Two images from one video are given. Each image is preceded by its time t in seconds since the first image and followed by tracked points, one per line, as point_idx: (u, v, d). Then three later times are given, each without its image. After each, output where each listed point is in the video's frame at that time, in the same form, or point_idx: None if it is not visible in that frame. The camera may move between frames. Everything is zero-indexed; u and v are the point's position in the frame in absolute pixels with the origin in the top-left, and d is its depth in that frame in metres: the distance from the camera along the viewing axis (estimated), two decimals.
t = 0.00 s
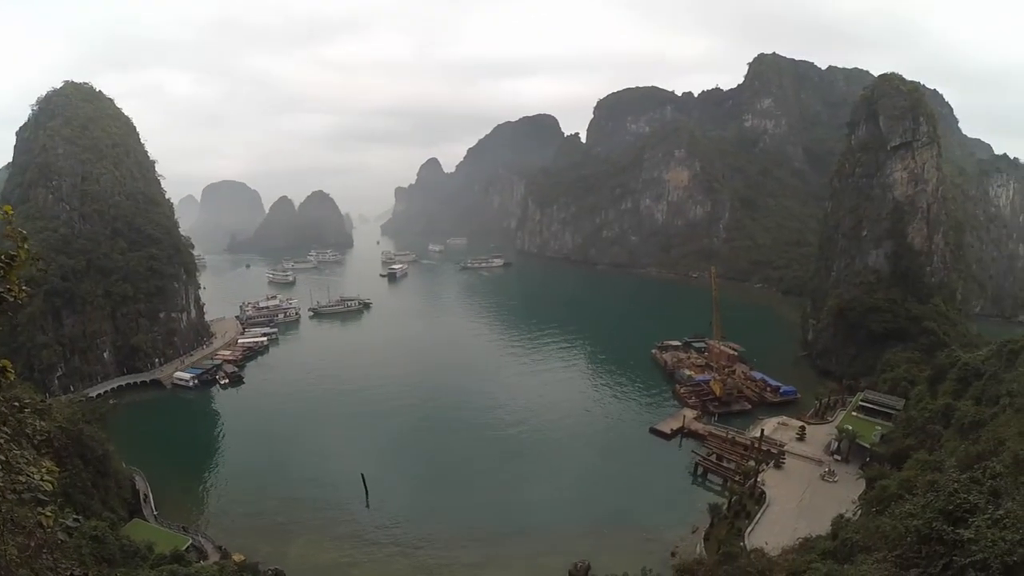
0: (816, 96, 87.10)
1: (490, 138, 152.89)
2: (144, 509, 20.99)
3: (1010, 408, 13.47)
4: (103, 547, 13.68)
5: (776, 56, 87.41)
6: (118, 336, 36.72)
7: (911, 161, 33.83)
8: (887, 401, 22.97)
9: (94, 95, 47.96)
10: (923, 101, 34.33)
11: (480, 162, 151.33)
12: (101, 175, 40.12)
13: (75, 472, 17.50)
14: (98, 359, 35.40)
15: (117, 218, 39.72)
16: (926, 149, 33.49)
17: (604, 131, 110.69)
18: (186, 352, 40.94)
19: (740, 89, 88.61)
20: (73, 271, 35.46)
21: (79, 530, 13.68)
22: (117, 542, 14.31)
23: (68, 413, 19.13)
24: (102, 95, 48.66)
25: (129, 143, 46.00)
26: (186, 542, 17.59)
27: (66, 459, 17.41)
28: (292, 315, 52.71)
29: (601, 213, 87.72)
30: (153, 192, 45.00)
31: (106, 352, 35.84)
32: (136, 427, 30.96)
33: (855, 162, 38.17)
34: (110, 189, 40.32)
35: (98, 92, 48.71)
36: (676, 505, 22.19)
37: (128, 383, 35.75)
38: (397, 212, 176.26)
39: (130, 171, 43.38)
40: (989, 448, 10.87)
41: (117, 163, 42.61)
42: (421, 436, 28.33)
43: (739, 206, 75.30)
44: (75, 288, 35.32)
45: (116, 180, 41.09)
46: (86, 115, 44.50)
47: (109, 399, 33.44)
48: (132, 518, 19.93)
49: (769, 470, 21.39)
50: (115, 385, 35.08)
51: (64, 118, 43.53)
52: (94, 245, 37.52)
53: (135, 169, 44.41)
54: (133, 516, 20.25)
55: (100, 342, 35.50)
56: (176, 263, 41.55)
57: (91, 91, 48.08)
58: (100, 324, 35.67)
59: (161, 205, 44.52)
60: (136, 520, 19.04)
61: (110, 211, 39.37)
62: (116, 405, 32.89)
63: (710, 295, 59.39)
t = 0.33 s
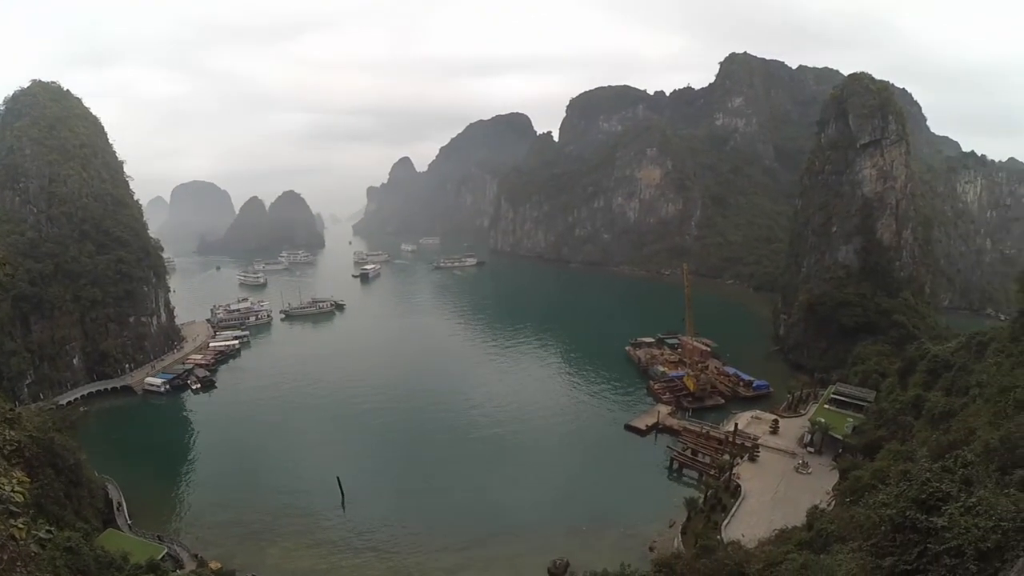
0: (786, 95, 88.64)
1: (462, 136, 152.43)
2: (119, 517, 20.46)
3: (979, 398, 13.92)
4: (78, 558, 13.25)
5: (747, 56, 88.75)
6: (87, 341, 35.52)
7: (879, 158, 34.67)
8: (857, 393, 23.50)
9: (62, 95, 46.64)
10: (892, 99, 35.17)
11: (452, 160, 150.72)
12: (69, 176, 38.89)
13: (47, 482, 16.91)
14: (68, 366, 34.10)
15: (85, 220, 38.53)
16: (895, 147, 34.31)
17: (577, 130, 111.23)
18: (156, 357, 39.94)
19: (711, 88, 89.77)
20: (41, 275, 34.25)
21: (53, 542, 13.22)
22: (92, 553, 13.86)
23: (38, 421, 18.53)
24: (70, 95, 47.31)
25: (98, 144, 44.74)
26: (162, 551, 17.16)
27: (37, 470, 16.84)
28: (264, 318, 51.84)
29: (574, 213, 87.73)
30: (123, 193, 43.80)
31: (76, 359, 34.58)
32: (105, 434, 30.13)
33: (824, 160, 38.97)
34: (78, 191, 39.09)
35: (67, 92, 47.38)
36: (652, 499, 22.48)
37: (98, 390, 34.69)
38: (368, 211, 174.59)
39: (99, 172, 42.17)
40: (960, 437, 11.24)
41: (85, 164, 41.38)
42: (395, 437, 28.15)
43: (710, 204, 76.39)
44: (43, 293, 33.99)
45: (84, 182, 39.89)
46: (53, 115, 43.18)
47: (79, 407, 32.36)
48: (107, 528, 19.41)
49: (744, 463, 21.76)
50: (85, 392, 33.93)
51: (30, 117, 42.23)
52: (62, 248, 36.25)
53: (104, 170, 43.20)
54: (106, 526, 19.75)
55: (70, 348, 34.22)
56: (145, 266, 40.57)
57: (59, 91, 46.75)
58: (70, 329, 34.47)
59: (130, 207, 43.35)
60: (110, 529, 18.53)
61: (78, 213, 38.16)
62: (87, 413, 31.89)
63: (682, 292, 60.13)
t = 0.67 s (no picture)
0: (754, 95, 90.19)
1: (433, 136, 151.68)
2: (91, 529, 19.79)
3: (947, 388, 14.37)
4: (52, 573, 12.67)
5: (715, 56, 90.14)
6: (54, 350, 34.20)
7: (846, 156, 35.56)
8: (828, 386, 23.99)
9: (27, 97, 45.10)
10: (858, 98, 36.04)
11: (423, 161, 149.81)
12: (33, 180, 37.37)
13: (17, 495, 16.20)
14: (35, 376, 32.61)
15: (51, 225, 37.14)
16: (861, 145, 35.25)
17: (547, 130, 111.63)
18: (124, 365, 38.69)
19: (680, 88, 90.94)
20: (6, 283, 32.61)
21: (25, 557, 12.59)
22: (67, 567, 13.28)
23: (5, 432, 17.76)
24: (35, 97, 45.71)
25: (62, 147, 43.33)
26: (138, 563, 16.59)
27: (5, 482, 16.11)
28: (233, 323, 50.72)
29: (545, 212, 88.01)
30: (89, 198, 42.46)
31: (43, 368, 33.14)
32: (68, 445, 29.11)
33: (792, 158, 39.77)
34: (42, 195, 37.64)
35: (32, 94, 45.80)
36: (629, 495, 22.64)
37: (67, 400, 33.45)
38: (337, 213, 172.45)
39: (64, 175, 40.80)
40: (930, 428, 11.58)
41: (50, 168, 39.99)
42: (369, 440, 27.82)
43: (680, 202, 77.40)
44: (8, 301, 32.41)
45: (49, 186, 38.45)
46: (15, 117, 41.61)
47: (49, 417, 31.11)
48: (78, 541, 18.71)
49: (718, 458, 22.08)
50: (53, 403, 32.60)
51: None
52: (27, 254, 34.72)
53: (68, 174, 41.83)
54: (78, 540, 19.04)
55: (36, 357, 32.76)
56: (111, 272, 39.38)
57: (23, 92, 45.19)
58: (36, 338, 33.01)
59: (96, 211, 42.04)
60: (82, 543, 17.86)
61: (43, 218, 36.70)
62: (57, 423, 30.71)
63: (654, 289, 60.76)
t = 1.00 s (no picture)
0: (732, 93, 91.13)
1: (411, 135, 150.82)
2: (73, 535, 19.40)
3: (923, 381, 14.70)
4: None
5: (693, 55, 90.92)
6: (30, 354, 33.03)
7: (823, 153, 36.20)
8: (806, 380, 24.37)
9: None
10: (834, 97, 36.64)
11: (401, 159, 148.86)
12: (6, 180, 36.38)
13: None
14: (10, 381, 31.46)
15: (25, 226, 36.13)
16: (838, 142, 35.87)
17: (526, 127, 111.68)
18: (101, 369, 37.78)
19: (659, 86, 91.57)
20: None
21: (6, 567, 12.27)
22: None
23: None
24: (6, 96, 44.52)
25: (36, 147, 42.30)
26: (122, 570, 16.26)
27: None
28: (211, 325, 49.89)
29: (524, 210, 88.07)
30: (64, 198, 41.48)
31: (19, 373, 31.97)
32: (42, 451, 28.42)
33: (769, 155, 40.25)
34: (16, 196, 36.66)
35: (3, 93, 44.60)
36: (611, 491, 22.80)
37: (44, 405, 32.57)
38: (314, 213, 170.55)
39: (38, 176, 39.82)
40: (907, 420, 11.89)
41: (23, 168, 39.01)
42: (349, 441, 27.59)
43: (658, 199, 78.09)
44: None
45: (22, 186, 37.46)
46: None
47: (25, 424, 30.28)
48: (59, 549, 18.29)
49: (699, 453, 22.33)
50: (30, 408, 31.73)
51: None
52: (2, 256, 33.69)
53: (42, 174, 40.82)
54: (59, 548, 18.62)
55: (12, 362, 31.57)
56: (87, 274, 38.46)
57: None
58: (12, 343, 31.76)
59: (71, 212, 41.08)
60: (62, 551, 17.45)
61: (17, 219, 35.66)
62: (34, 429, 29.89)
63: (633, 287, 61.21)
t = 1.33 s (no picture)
0: (707, 91, 92.15)
1: (386, 133, 149.60)
2: (49, 544, 18.88)
3: (897, 374, 15.06)
4: None
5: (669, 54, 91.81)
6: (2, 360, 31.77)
7: (797, 151, 36.87)
8: (781, 374, 24.75)
9: None
10: (808, 96, 37.22)
11: (377, 158, 147.54)
12: None
13: None
14: None
15: None
16: (811, 140, 36.52)
17: (503, 126, 111.63)
18: (74, 374, 36.64)
19: (635, 85, 92.26)
20: None
21: None
22: None
23: None
24: None
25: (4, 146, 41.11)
26: None
27: None
28: (185, 327, 48.86)
29: (500, 208, 87.98)
30: (34, 199, 40.35)
31: None
32: (11, 459, 27.57)
33: (744, 153, 40.83)
34: None
35: None
36: (592, 488, 22.92)
37: (16, 413, 31.43)
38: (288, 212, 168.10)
39: (6, 176, 38.66)
40: (881, 413, 12.19)
41: None
42: (327, 443, 27.26)
43: (634, 198, 78.74)
44: None
45: None
46: None
47: None
48: (36, 559, 17.76)
49: (677, 448, 22.59)
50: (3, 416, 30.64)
51: None
52: None
53: (11, 174, 39.67)
54: (36, 558, 18.07)
55: None
56: (59, 277, 37.32)
57: None
58: None
59: (41, 213, 39.98)
60: (40, 561, 16.93)
61: None
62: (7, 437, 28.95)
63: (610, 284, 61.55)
